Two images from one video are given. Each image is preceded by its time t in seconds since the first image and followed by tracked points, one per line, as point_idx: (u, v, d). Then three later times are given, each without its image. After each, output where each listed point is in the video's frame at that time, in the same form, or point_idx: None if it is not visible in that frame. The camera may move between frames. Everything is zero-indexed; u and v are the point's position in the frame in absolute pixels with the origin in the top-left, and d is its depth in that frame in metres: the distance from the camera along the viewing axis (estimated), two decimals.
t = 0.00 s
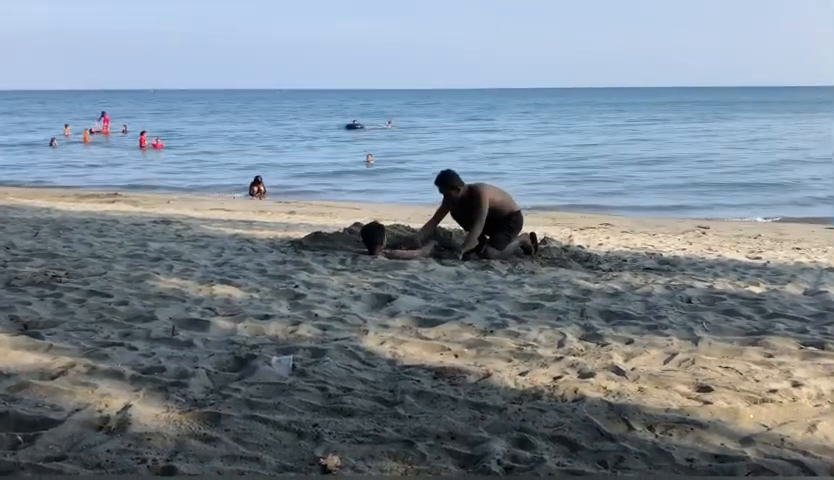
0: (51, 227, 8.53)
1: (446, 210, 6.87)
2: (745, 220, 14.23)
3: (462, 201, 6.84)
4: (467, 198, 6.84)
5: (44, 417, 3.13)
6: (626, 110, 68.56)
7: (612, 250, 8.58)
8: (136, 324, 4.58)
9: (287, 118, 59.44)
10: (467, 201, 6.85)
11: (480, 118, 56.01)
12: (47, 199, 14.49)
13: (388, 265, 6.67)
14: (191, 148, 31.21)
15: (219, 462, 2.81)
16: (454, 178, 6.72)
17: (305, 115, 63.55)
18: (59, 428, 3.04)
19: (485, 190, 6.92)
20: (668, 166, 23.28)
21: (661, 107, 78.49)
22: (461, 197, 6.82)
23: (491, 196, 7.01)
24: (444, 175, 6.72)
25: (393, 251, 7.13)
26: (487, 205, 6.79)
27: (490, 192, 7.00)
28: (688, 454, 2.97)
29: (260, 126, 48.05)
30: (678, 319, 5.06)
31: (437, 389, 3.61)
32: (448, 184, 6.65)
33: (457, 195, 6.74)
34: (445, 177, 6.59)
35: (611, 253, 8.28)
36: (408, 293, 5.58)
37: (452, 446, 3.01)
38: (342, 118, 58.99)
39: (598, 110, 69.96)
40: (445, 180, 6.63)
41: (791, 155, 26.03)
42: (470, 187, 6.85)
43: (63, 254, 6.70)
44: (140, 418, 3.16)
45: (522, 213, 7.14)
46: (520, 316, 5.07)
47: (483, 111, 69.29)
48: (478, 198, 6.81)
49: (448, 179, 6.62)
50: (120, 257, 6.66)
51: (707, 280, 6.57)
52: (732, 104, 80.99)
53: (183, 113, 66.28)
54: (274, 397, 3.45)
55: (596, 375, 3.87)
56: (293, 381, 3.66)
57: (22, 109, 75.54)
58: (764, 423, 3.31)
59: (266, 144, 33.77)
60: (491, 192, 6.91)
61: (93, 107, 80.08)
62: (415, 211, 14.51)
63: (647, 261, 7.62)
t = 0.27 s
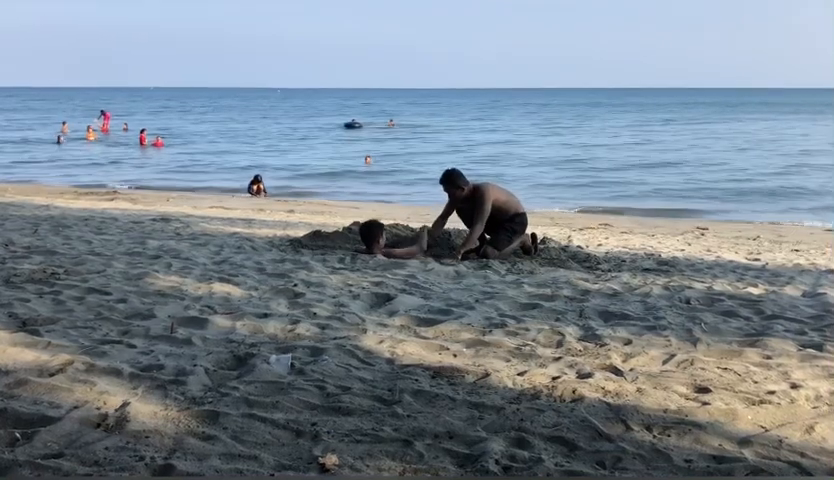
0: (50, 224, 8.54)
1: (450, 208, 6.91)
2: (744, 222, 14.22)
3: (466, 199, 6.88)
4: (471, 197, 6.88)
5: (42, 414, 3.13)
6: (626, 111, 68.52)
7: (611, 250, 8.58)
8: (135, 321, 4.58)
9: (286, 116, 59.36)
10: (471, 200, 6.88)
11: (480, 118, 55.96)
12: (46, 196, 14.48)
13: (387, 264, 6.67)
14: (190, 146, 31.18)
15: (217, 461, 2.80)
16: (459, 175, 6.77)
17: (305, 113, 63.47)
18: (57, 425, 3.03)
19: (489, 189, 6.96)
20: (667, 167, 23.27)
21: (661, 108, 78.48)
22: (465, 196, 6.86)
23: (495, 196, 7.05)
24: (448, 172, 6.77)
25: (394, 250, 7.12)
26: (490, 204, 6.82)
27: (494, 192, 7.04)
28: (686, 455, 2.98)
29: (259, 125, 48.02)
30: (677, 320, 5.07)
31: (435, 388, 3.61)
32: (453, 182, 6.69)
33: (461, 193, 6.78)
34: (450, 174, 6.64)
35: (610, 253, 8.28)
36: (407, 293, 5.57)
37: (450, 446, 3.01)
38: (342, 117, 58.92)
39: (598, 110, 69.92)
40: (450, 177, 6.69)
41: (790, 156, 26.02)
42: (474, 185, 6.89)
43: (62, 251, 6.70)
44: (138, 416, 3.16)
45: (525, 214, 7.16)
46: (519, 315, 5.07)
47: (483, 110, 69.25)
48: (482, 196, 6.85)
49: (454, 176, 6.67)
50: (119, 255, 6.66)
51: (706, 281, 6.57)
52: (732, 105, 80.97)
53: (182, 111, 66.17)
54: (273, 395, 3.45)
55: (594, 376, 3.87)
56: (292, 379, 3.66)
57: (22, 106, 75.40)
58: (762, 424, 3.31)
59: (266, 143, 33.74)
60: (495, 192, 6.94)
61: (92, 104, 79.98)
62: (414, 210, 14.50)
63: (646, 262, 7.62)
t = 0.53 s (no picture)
0: (49, 222, 8.53)
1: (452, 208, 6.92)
2: (743, 222, 14.22)
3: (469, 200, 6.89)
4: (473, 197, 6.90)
5: (40, 413, 3.13)
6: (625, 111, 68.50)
7: (609, 251, 8.58)
8: (133, 320, 4.57)
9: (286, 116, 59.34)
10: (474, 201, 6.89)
11: (479, 118, 55.96)
12: (45, 194, 14.47)
13: (386, 264, 6.67)
14: (189, 145, 31.17)
15: (215, 460, 2.80)
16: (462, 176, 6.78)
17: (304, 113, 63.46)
18: (55, 424, 3.03)
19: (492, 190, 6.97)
20: (666, 167, 23.28)
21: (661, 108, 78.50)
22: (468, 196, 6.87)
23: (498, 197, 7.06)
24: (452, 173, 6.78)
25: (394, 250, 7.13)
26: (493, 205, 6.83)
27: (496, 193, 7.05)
28: (684, 455, 2.98)
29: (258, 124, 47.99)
30: (675, 320, 5.07)
31: (434, 388, 3.60)
32: (457, 182, 6.71)
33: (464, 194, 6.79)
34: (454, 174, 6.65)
35: (608, 253, 8.28)
36: (406, 292, 5.57)
37: (449, 446, 3.01)
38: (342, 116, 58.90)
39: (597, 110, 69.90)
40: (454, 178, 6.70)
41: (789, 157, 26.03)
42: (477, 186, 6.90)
43: (61, 249, 6.70)
44: (137, 415, 3.16)
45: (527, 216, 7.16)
46: (518, 315, 5.07)
47: (483, 110, 69.24)
48: (485, 197, 6.86)
49: (457, 177, 6.69)
50: (117, 254, 6.66)
51: (705, 282, 6.58)
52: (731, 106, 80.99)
53: (182, 110, 66.11)
54: (271, 394, 3.45)
55: (592, 376, 3.88)
56: (290, 378, 3.66)
57: (21, 104, 75.35)
58: (760, 425, 3.31)
59: (265, 142, 33.73)
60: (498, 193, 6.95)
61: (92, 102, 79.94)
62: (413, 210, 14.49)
63: (645, 262, 7.62)
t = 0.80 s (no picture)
0: (49, 222, 8.53)
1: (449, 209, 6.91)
2: (744, 220, 14.19)
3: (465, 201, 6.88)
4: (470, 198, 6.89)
5: (41, 412, 3.13)
6: (625, 109, 68.41)
7: (610, 249, 8.57)
8: (134, 319, 4.57)
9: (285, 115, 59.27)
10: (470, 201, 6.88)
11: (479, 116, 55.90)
12: (45, 194, 14.45)
13: (386, 262, 6.66)
14: (189, 144, 31.16)
15: (216, 459, 2.80)
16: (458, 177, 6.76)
17: (304, 112, 63.42)
18: (56, 423, 3.03)
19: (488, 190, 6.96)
20: (666, 165, 23.25)
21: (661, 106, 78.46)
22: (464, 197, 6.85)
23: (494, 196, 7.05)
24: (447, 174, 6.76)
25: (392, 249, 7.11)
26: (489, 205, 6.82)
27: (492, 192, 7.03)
28: (685, 453, 2.98)
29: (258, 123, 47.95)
30: (676, 318, 5.07)
31: (435, 386, 3.61)
32: (453, 184, 6.69)
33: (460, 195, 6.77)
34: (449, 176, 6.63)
35: (609, 251, 8.28)
36: (406, 291, 5.58)
37: (450, 444, 3.01)
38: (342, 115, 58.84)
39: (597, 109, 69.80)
40: (449, 179, 6.68)
41: (790, 155, 26.00)
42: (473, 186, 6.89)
43: (61, 249, 6.69)
44: (138, 414, 3.16)
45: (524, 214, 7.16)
46: (518, 313, 5.07)
47: (483, 109, 69.14)
48: (482, 197, 6.84)
49: (453, 178, 6.66)
50: (118, 253, 6.66)
51: (705, 279, 6.57)
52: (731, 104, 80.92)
53: (182, 110, 66.03)
54: (272, 393, 3.45)
55: (593, 374, 3.88)
56: (291, 377, 3.66)
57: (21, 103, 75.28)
58: (761, 422, 3.31)
59: (265, 141, 33.70)
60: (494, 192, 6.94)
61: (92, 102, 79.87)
62: (414, 209, 14.47)
63: (645, 260, 7.62)
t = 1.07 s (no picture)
0: (50, 221, 8.52)
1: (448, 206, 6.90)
2: (744, 217, 14.18)
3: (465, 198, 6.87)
4: (469, 194, 6.87)
5: (42, 411, 3.13)
6: (626, 107, 68.31)
7: (610, 246, 8.58)
8: (135, 318, 4.58)
9: (285, 113, 59.20)
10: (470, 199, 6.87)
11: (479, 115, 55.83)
12: (46, 193, 14.44)
13: (387, 260, 6.67)
14: (189, 143, 31.12)
15: (218, 456, 2.80)
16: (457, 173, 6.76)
17: (304, 111, 63.37)
18: (57, 422, 3.04)
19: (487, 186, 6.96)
20: (667, 163, 23.22)
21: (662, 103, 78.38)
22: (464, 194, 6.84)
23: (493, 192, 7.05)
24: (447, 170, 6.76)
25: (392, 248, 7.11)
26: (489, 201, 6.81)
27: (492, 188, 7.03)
28: (686, 449, 2.98)
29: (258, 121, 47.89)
30: (677, 315, 5.07)
31: (436, 383, 3.61)
32: (453, 180, 6.68)
33: (460, 191, 6.77)
34: (450, 172, 6.63)
35: (609, 249, 8.28)
36: (407, 289, 5.57)
37: (451, 441, 3.01)
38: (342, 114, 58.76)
39: (597, 106, 69.71)
40: (449, 176, 6.68)
41: (791, 151, 25.96)
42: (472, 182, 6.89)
43: (62, 248, 6.69)
44: (139, 412, 3.16)
45: (523, 211, 7.15)
46: (519, 311, 5.07)
47: (483, 107, 69.05)
48: (483, 193, 6.83)
49: (453, 174, 6.66)
50: (119, 252, 6.66)
51: (706, 276, 6.58)
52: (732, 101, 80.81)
53: (182, 109, 65.98)
54: (273, 391, 3.45)
55: (594, 371, 3.87)
56: (292, 375, 3.66)
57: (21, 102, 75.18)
58: (762, 419, 3.32)
59: (265, 139, 33.67)
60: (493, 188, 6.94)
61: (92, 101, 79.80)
62: (415, 206, 14.46)
63: (646, 257, 7.62)
